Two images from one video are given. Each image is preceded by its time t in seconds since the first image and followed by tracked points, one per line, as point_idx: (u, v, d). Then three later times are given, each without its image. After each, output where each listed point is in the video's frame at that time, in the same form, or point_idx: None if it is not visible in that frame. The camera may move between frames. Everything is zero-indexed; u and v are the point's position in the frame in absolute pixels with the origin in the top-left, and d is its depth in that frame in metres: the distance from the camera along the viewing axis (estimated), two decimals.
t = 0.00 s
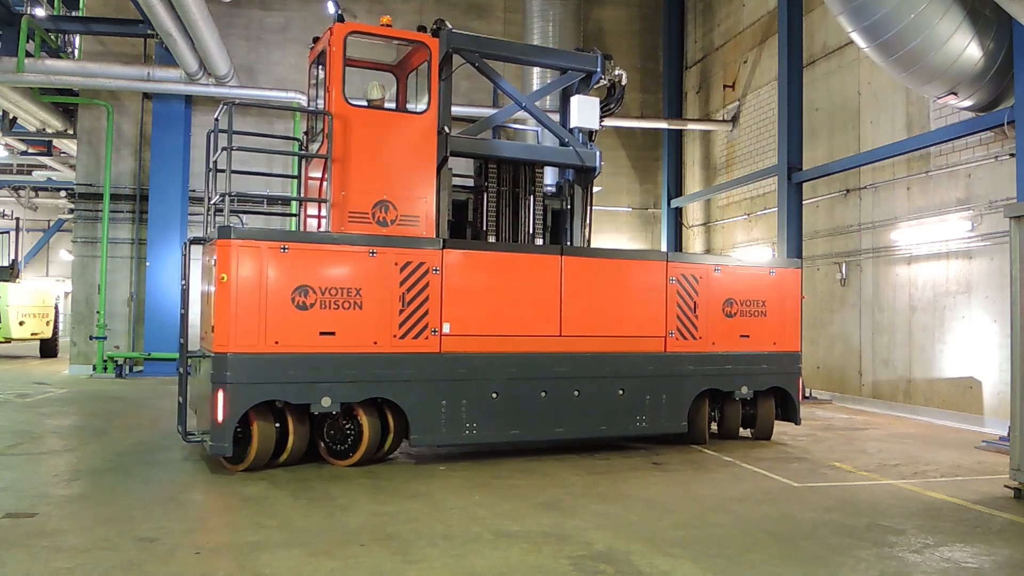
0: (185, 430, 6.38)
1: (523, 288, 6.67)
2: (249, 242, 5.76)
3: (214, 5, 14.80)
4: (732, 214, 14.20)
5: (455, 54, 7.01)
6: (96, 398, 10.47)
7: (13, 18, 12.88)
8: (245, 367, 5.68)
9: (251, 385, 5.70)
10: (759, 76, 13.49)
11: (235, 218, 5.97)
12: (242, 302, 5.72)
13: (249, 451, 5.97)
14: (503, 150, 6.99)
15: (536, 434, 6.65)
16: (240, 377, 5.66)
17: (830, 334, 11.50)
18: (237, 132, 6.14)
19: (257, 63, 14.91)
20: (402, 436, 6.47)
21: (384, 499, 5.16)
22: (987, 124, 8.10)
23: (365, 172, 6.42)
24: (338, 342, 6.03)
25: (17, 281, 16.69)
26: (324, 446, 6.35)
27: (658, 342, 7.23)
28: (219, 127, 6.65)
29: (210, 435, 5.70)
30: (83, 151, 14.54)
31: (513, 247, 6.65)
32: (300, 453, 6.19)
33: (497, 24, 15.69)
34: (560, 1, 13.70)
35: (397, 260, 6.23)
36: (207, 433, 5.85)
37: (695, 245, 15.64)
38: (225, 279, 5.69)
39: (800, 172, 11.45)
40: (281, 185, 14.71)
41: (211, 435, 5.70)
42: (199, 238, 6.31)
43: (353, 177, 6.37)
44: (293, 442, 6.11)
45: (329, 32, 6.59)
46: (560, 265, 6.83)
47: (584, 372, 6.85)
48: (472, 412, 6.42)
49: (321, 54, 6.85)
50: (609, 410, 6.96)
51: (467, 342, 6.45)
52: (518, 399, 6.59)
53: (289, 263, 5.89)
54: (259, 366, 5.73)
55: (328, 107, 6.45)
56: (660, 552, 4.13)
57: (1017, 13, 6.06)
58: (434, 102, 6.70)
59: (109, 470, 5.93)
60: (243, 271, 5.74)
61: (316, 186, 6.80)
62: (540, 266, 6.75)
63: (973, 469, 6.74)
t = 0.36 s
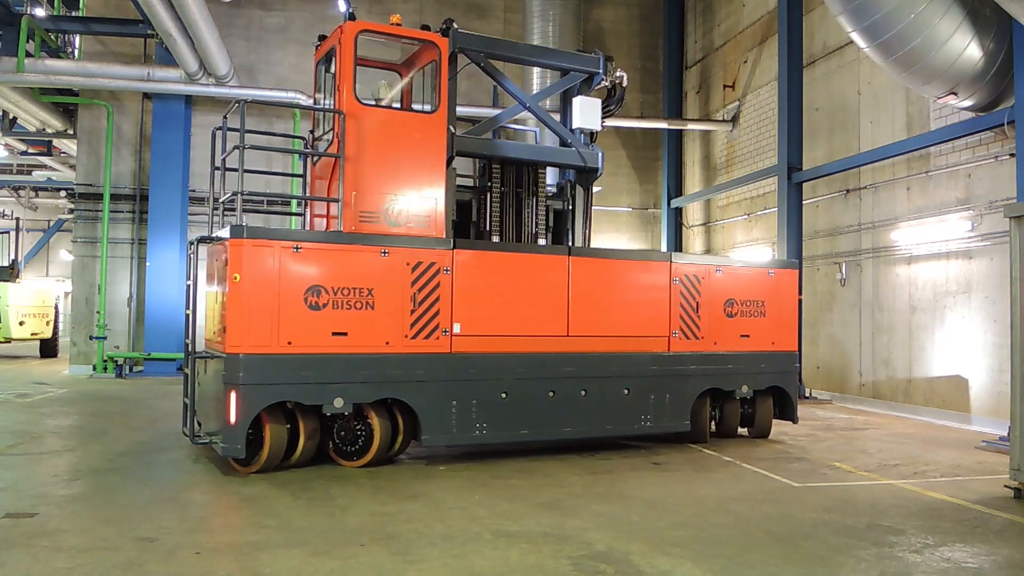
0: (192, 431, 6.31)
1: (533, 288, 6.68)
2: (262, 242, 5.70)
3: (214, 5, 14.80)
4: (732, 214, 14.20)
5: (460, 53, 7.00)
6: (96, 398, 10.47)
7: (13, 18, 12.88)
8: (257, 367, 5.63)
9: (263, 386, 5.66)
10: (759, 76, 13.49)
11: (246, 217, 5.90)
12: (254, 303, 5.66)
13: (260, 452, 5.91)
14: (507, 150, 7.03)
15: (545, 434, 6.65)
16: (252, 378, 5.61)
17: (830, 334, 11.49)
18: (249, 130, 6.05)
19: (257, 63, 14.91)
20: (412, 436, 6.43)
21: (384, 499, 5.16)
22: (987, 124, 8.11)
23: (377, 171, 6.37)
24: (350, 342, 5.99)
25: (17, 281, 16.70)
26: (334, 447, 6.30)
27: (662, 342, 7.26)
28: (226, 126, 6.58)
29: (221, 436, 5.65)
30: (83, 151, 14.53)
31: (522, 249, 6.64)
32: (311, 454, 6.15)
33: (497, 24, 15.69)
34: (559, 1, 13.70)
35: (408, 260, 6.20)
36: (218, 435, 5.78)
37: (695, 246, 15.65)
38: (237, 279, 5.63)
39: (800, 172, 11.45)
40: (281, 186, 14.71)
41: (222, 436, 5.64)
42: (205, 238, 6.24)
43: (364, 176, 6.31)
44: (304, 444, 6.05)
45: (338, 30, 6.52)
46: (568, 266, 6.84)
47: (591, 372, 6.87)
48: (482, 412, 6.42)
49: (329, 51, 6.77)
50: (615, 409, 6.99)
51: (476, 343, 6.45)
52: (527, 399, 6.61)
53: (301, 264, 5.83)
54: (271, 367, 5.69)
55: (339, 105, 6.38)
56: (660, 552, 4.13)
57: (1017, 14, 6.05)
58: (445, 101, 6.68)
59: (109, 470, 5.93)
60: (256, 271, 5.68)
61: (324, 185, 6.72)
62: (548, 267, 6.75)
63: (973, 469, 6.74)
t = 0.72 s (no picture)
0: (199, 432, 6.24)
1: (541, 289, 6.70)
2: (276, 241, 5.63)
3: (214, 5, 14.80)
4: (732, 214, 14.20)
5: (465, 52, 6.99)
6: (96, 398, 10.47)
7: (13, 18, 12.88)
8: (271, 368, 5.57)
9: (277, 387, 5.59)
10: (759, 76, 13.49)
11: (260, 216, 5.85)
12: (268, 302, 5.60)
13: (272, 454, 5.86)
14: (512, 150, 7.04)
15: (554, 434, 6.68)
16: (266, 378, 5.55)
17: (830, 334, 11.49)
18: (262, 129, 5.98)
19: (257, 63, 14.91)
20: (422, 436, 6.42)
21: (384, 499, 5.16)
22: (987, 124, 8.12)
23: (389, 171, 6.34)
24: (364, 342, 5.96)
25: (17, 281, 16.70)
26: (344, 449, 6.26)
27: (665, 342, 7.34)
28: (235, 124, 6.51)
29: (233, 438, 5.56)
30: (83, 151, 14.53)
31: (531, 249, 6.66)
32: (321, 456, 6.10)
33: (497, 24, 15.69)
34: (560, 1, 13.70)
35: (420, 261, 6.18)
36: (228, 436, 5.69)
37: (695, 246, 15.65)
38: (251, 278, 5.57)
39: (800, 172, 11.46)
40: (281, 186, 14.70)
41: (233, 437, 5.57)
42: (215, 237, 6.18)
43: (375, 176, 6.27)
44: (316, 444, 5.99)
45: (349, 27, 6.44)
46: (575, 266, 6.88)
47: (598, 372, 6.91)
48: (492, 413, 6.41)
49: (339, 48, 6.69)
50: (621, 408, 7.03)
51: (486, 343, 6.45)
52: (536, 399, 6.62)
53: (314, 263, 5.78)
54: (285, 368, 5.63)
55: (350, 104, 6.32)
56: (660, 552, 4.14)
57: (1016, 14, 6.05)
58: (455, 101, 6.65)
59: (109, 470, 5.93)
60: (270, 271, 5.62)
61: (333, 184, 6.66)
62: (556, 267, 6.78)
63: (973, 469, 6.74)
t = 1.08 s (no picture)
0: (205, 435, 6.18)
1: (550, 288, 6.71)
2: (290, 241, 5.56)
3: (214, 5, 14.80)
4: (732, 214, 14.20)
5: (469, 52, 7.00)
6: (96, 398, 10.47)
7: (13, 18, 12.88)
8: (286, 370, 5.51)
9: (291, 389, 5.53)
10: (759, 76, 13.48)
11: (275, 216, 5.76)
12: (282, 302, 5.54)
13: (285, 455, 5.79)
14: (515, 150, 7.06)
15: (562, 434, 6.72)
16: (280, 380, 5.48)
17: (830, 334, 11.49)
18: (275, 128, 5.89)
19: (257, 63, 14.91)
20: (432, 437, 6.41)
21: (384, 499, 5.16)
22: (987, 124, 8.12)
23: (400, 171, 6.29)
24: (376, 342, 5.91)
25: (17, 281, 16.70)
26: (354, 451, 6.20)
27: (668, 342, 7.41)
28: (244, 123, 6.42)
29: (247, 442, 5.50)
30: (83, 150, 14.53)
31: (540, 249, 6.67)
32: (333, 457, 6.05)
33: (497, 24, 15.70)
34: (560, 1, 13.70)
35: (432, 260, 6.15)
36: (239, 440, 5.61)
37: (695, 246, 15.65)
38: (265, 278, 5.49)
39: (800, 172, 11.47)
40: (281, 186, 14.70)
41: (247, 441, 5.50)
42: (226, 235, 6.08)
43: (386, 176, 6.22)
44: (329, 444, 5.95)
45: (360, 25, 6.35)
46: (583, 266, 6.90)
47: (604, 371, 6.95)
48: (502, 412, 6.43)
49: (347, 46, 6.59)
50: (626, 407, 7.09)
51: (496, 343, 6.46)
52: (544, 399, 6.65)
53: (327, 263, 5.72)
54: (298, 369, 5.57)
55: (361, 102, 6.25)
56: (661, 552, 4.13)
57: (1016, 13, 6.05)
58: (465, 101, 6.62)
59: (109, 470, 5.93)
60: (284, 271, 5.54)
61: (341, 182, 6.57)
62: (564, 267, 6.80)
63: (973, 469, 6.74)
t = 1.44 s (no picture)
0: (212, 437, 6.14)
1: (557, 289, 6.73)
2: (305, 241, 5.49)
3: (214, 5, 14.80)
4: (732, 214, 14.19)
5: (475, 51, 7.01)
6: (96, 398, 10.47)
7: (13, 18, 12.88)
8: (301, 371, 5.45)
9: (307, 390, 5.48)
10: (759, 76, 13.49)
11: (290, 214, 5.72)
12: (298, 302, 5.48)
13: (297, 456, 5.73)
14: (520, 151, 7.06)
15: (570, 434, 6.75)
16: (296, 381, 5.42)
17: (830, 334, 11.49)
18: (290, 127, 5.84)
19: (257, 63, 14.91)
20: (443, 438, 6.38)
21: (384, 499, 5.16)
22: (987, 124, 8.12)
23: (412, 172, 6.27)
24: (390, 343, 5.88)
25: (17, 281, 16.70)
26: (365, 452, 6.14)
27: (671, 342, 7.48)
28: (255, 121, 6.37)
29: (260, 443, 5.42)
30: (83, 150, 14.52)
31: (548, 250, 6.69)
32: (344, 458, 6.00)
33: (497, 24, 15.70)
34: (560, 1, 13.71)
35: (444, 261, 6.13)
36: (252, 441, 5.54)
37: (695, 246, 15.65)
38: (281, 278, 5.42)
39: (800, 172, 11.48)
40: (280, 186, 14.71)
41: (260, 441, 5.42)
42: (239, 234, 6.02)
43: (398, 176, 6.20)
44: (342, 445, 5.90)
45: (371, 24, 6.34)
46: (589, 267, 6.94)
47: (610, 371, 7.01)
48: (512, 413, 6.44)
49: (356, 45, 6.56)
50: (631, 407, 7.16)
51: (505, 343, 6.46)
52: (553, 399, 6.69)
53: (342, 263, 5.66)
54: (314, 370, 5.51)
55: (374, 101, 6.22)
56: (661, 552, 4.13)
57: (1016, 14, 6.04)
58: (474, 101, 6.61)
59: (110, 470, 5.92)
60: (299, 271, 5.48)
61: (351, 181, 6.53)
62: (571, 268, 6.83)
63: (973, 469, 6.74)
